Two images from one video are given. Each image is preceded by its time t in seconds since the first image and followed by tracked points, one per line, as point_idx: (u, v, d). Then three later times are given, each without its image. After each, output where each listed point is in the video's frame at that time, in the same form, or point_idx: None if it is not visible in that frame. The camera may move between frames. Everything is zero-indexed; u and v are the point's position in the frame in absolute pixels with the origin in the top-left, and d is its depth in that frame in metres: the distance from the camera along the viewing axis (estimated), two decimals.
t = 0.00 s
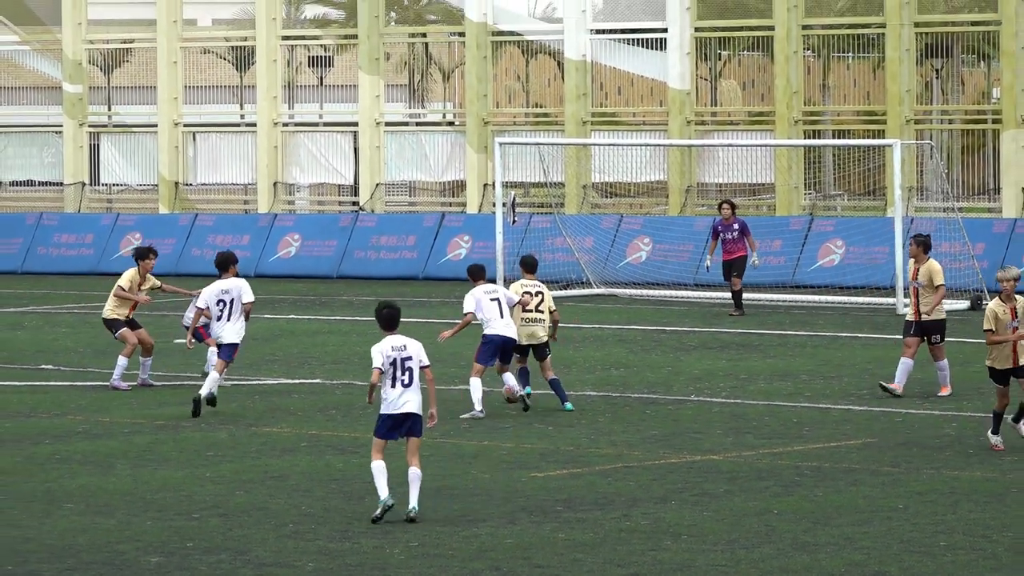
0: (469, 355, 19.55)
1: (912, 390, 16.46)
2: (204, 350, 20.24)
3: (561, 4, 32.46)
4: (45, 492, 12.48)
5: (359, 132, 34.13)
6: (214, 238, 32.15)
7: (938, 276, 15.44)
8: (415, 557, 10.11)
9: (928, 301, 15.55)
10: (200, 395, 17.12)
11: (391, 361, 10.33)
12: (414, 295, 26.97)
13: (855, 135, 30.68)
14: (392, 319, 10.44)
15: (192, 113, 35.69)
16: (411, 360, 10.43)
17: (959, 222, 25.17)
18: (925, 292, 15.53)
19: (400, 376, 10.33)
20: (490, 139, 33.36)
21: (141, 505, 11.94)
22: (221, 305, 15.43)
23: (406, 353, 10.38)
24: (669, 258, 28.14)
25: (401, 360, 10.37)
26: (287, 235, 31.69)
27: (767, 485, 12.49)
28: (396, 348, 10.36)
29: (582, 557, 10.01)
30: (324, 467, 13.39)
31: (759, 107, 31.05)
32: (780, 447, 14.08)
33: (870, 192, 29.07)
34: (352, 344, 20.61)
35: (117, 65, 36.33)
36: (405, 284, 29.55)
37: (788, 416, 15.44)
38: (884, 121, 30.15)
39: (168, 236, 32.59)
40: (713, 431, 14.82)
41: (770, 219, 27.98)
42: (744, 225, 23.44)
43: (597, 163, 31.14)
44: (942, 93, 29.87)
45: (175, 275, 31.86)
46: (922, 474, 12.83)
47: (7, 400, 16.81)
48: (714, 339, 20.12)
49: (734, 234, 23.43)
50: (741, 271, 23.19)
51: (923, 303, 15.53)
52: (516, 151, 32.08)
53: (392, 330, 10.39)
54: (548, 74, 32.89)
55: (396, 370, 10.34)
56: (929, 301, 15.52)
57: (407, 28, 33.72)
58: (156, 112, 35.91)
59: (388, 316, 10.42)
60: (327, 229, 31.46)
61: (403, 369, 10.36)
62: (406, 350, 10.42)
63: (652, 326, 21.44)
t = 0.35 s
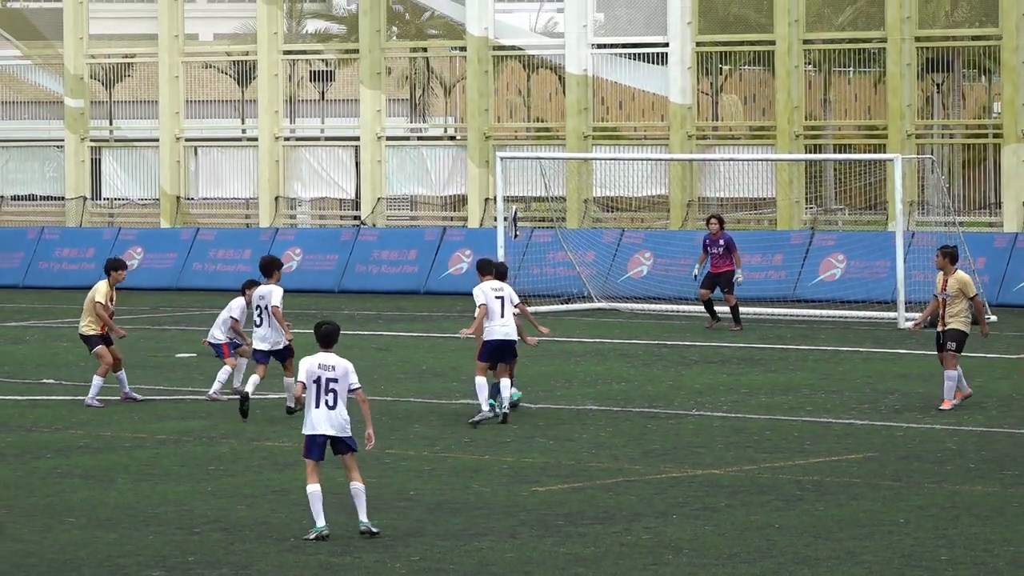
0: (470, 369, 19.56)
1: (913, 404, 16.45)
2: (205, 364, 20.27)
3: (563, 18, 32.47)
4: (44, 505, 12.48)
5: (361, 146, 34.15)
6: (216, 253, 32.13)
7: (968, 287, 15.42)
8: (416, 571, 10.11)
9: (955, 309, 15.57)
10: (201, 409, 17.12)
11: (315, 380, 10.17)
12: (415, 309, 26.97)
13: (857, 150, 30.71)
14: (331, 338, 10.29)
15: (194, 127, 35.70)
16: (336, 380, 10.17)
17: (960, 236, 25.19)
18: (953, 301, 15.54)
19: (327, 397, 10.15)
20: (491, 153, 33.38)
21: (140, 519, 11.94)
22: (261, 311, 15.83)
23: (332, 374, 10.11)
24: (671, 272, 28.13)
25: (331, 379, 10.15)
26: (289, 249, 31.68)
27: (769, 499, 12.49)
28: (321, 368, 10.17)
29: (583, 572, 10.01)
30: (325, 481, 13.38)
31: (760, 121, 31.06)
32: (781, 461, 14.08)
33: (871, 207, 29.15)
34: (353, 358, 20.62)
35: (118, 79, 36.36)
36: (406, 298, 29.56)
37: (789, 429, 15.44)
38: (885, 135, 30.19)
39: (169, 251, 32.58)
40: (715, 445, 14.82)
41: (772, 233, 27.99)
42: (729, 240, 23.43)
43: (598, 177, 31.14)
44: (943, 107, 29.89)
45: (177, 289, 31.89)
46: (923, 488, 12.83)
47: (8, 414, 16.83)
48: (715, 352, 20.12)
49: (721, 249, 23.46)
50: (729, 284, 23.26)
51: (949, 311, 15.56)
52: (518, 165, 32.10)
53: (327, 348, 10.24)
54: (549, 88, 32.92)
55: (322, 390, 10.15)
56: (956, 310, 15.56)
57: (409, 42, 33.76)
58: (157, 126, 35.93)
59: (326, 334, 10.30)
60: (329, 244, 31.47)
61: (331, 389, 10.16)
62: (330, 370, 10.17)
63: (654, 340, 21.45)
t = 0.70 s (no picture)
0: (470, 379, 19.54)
1: (914, 414, 16.44)
2: (206, 374, 20.26)
3: (563, 28, 32.57)
4: (43, 515, 12.47)
5: (361, 156, 34.18)
6: (216, 262, 32.16)
7: (997, 290, 15.38)
8: None
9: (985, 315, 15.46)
10: (202, 419, 17.11)
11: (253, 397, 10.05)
12: (415, 319, 26.95)
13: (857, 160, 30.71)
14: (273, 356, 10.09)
15: (194, 137, 35.74)
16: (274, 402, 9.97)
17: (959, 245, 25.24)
18: (982, 306, 15.45)
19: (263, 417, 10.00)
20: (491, 163, 33.39)
21: (139, 529, 11.92)
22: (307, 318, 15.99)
23: (267, 395, 9.97)
24: (672, 282, 28.13)
25: (268, 400, 9.99)
26: (290, 259, 31.65)
27: (770, 509, 12.48)
28: (258, 388, 10.02)
29: None
30: (325, 492, 13.36)
31: (761, 131, 31.08)
32: (782, 471, 14.06)
33: (871, 217, 29.18)
34: (354, 368, 20.60)
35: (119, 89, 36.38)
36: (406, 308, 29.55)
37: (790, 440, 15.41)
38: (886, 145, 30.13)
39: (170, 261, 32.55)
40: (716, 455, 14.80)
41: (772, 243, 28.01)
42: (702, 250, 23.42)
43: (599, 187, 31.15)
44: (943, 118, 29.92)
45: (178, 299, 31.88)
46: (924, 499, 12.80)
47: (8, 424, 16.81)
48: (716, 362, 20.11)
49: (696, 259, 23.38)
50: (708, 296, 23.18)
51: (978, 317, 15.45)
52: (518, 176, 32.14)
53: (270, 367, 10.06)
54: (550, 98, 32.93)
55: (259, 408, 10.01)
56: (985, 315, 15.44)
57: (409, 52, 33.77)
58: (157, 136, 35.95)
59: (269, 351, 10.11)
60: (330, 254, 31.49)
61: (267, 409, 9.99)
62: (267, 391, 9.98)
63: (655, 350, 21.42)
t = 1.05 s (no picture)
0: (471, 389, 19.55)
1: (914, 423, 16.44)
2: (206, 384, 20.25)
3: (564, 38, 32.63)
4: (43, 525, 12.46)
5: (362, 166, 34.19)
6: (218, 272, 32.19)
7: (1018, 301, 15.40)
8: None
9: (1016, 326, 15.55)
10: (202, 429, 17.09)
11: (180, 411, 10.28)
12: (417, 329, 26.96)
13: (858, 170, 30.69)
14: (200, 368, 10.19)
15: (196, 147, 35.79)
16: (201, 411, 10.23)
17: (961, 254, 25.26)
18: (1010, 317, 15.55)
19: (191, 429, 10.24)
20: (492, 173, 33.42)
21: (140, 539, 11.92)
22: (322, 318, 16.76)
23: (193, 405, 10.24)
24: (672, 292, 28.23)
25: (194, 411, 10.23)
26: (291, 269, 31.65)
27: (771, 519, 12.47)
28: (184, 401, 10.26)
29: None
30: (326, 502, 13.34)
31: (762, 141, 31.10)
32: (784, 481, 14.06)
33: (873, 227, 29.17)
34: (356, 378, 20.60)
35: (120, 99, 36.38)
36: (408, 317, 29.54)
37: (791, 449, 15.41)
38: (886, 155, 30.19)
39: (172, 270, 32.55)
40: (718, 465, 14.81)
41: (772, 253, 28.03)
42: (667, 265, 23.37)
43: (600, 197, 31.15)
44: (944, 127, 29.93)
45: (180, 309, 31.87)
46: (925, 508, 12.80)
47: (8, 435, 16.80)
48: (717, 372, 20.10)
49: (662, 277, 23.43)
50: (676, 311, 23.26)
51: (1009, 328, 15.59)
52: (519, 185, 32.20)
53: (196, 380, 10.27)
54: (551, 108, 32.97)
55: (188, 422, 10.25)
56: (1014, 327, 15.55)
57: (410, 62, 33.80)
58: (158, 146, 35.98)
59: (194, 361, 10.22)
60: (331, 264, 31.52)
61: (195, 422, 10.23)
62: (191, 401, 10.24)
63: (656, 360, 21.43)
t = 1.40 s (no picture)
0: (475, 400, 19.55)
1: (917, 435, 16.42)
2: (210, 395, 20.26)
3: (568, 49, 32.57)
4: (43, 536, 12.44)
5: (366, 177, 34.19)
6: (222, 282, 32.16)
7: None
8: None
9: None
10: (204, 441, 17.10)
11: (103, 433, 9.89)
12: (420, 341, 26.96)
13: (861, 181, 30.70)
14: (127, 391, 9.77)
15: (200, 158, 35.81)
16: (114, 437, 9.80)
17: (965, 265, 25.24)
18: None
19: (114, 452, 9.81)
20: (496, 184, 33.44)
21: (144, 550, 11.91)
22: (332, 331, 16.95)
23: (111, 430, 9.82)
24: (676, 302, 28.15)
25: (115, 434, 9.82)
26: (295, 280, 31.64)
27: (775, 530, 12.46)
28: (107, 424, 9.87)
29: None
30: (329, 513, 13.34)
31: (765, 152, 31.13)
32: (787, 492, 14.05)
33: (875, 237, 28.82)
34: (359, 389, 20.60)
35: (123, 110, 36.39)
36: (411, 328, 29.53)
37: (795, 461, 15.40)
38: (890, 166, 30.19)
39: (175, 281, 32.55)
40: (721, 475, 14.80)
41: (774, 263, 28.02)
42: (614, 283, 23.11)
43: (603, 208, 31.14)
44: (948, 138, 29.90)
45: (184, 320, 31.85)
46: (929, 519, 12.79)
47: (11, 446, 16.82)
48: (720, 384, 20.09)
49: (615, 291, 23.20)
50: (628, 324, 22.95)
51: None
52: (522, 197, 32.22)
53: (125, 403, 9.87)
54: (555, 119, 32.93)
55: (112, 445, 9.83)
56: None
57: (414, 73, 33.82)
58: (162, 157, 36.00)
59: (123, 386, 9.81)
60: (335, 275, 31.52)
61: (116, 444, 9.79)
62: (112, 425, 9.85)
63: (659, 371, 21.42)
